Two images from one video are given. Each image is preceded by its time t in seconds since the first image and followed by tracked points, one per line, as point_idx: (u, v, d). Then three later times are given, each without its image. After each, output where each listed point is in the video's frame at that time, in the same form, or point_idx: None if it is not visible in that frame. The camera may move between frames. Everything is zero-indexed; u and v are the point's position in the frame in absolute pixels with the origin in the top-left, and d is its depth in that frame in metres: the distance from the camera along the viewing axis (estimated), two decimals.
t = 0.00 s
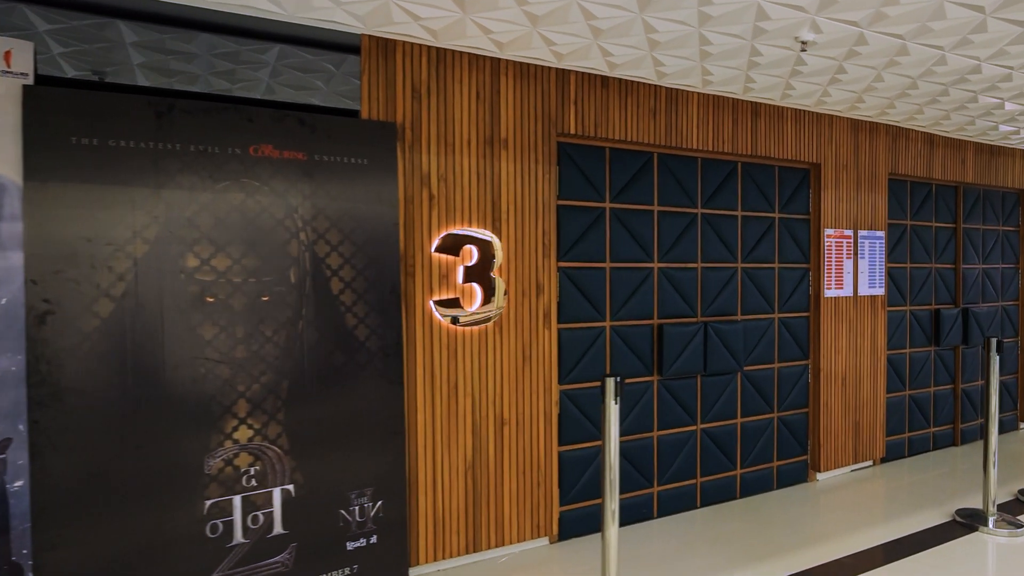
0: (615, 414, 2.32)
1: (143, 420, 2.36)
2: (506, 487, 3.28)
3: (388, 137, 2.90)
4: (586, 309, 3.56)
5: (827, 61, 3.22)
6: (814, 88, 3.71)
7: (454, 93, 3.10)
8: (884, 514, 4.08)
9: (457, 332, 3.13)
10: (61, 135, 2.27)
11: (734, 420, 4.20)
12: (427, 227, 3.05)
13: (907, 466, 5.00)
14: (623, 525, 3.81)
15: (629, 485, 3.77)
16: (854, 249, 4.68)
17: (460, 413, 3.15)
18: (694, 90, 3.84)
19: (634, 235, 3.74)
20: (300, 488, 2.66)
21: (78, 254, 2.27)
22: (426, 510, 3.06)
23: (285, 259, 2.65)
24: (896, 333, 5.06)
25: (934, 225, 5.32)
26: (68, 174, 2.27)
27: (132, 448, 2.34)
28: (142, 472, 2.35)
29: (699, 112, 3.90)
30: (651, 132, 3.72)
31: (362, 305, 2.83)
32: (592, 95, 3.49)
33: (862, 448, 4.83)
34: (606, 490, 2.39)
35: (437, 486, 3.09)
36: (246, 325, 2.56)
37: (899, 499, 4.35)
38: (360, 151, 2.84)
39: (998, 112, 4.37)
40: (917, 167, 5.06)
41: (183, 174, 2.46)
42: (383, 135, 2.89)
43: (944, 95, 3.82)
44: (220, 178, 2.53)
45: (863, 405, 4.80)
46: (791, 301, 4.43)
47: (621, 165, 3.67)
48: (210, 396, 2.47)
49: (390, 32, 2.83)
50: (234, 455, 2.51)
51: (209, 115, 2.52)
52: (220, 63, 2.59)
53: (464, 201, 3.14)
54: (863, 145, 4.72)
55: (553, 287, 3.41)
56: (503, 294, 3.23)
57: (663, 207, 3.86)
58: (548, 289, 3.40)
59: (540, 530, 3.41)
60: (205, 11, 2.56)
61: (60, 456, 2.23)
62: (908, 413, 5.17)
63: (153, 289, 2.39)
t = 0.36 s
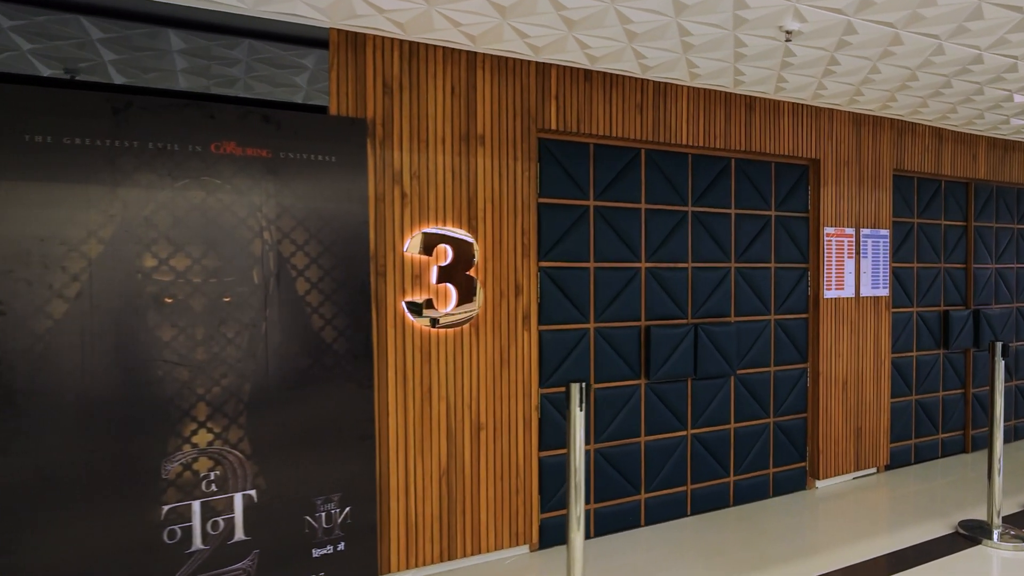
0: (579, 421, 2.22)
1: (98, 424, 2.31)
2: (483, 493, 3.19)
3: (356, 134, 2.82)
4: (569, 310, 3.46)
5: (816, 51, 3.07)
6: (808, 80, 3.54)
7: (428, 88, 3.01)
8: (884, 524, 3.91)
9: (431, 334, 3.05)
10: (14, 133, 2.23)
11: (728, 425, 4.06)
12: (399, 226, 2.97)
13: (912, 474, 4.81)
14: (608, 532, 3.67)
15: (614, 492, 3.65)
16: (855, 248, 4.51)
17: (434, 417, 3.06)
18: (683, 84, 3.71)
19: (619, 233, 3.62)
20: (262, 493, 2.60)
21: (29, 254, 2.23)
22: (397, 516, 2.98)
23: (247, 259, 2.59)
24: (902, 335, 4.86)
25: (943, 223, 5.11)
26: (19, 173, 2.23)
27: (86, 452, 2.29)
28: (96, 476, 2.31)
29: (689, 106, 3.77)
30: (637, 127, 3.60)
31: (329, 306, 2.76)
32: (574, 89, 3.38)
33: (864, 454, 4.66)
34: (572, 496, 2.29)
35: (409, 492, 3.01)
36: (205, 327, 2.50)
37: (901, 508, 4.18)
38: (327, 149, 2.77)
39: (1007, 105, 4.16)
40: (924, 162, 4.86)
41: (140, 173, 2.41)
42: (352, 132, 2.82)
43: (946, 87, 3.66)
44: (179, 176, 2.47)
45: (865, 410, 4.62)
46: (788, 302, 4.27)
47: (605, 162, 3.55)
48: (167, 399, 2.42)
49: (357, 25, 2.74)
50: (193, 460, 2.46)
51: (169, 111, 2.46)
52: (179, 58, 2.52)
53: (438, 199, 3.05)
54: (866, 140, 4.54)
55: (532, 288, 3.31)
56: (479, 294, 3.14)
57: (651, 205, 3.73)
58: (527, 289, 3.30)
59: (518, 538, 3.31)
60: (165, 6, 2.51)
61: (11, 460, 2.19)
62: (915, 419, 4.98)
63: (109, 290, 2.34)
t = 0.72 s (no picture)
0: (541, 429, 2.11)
1: (55, 425, 2.28)
2: (459, 498, 3.11)
3: (326, 131, 2.76)
4: (551, 311, 3.36)
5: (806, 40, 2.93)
6: (801, 73, 3.39)
7: (402, 83, 2.94)
8: (885, 534, 3.74)
9: (405, 335, 2.97)
10: None
11: (721, 430, 3.93)
12: (372, 225, 2.90)
13: (919, 482, 4.61)
14: (594, 540, 3.54)
15: (599, 498, 3.54)
16: (857, 247, 4.34)
17: (408, 420, 2.99)
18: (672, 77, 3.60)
19: (605, 232, 3.52)
20: (226, 497, 2.54)
21: None
22: (370, 521, 2.91)
23: (210, 259, 2.53)
24: (909, 338, 4.67)
25: (952, 222, 4.90)
26: None
27: (43, 454, 2.26)
28: (53, 478, 2.27)
29: (679, 100, 3.65)
30: (623, 122, 3.49)
31: (297, 306, 2.70)
32: (556, 84, 3.28)
33: (868, 461, 4.48)
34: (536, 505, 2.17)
35: (382, 497, 2.94)
36: (167, 327, 2.45)
37: (904, 517, 4.00)
38: (295, 146, 2.71)
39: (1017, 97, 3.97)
40: (932, 158, 4.67)
41: (100, 170, 2.36)
42: (321, 128, 2.75)
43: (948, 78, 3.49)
44: (140, 174, 2.42)
45: (869, 415, 4.45)
46: (785, 303, 4.12)
47: (590, 159, 3.45)
48: (127, 401, 2.37)
49: (324, 19, 2.68)
50: (153, 463, 2.41)
51: (130, 108, 2.42)
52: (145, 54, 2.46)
53: (412, 197, 2.98)
54: (870, 135, 4.37)
55: (512, 288, 3.22)
56: (455, 295, 3.06)
57: (638, 203, 3.62)
58: (507, 289, 3.21)
59: (497, 545, 3.21)
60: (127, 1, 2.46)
61: None
62: (922, 425, 4.78)
63: (67, 289, 2.31)
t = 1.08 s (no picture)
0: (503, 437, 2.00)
1: (16, 425, 2.25)
2: (438, 503, 3.03)
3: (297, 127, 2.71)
4: (534, 311, 3.27)
5: (796, 28, 2.82)
6: (796, 64, 3.24)
7: (377, 78, 2.88)
8: (886, 544, 3.58)
9: (381, 336, 2.91)
10: None
11: (715, 436, 3.80)
12: (346, 223, 2.84)
13: (927, 491, 4.42)
14: (580, 547, 3.44)
15: (585, 504, 3.44)
16: (861, 246, 4.18)
17: (383, 422, 2.92)
18: (662, 70, 3.49)
19: (592, 230, 3.42)
20: (192, 499, 2.50)
21: None
22: (343, 526, 2.85)
23: (177, 257, 2.49)
24: (917, 340, 4.49)
25: (965, 220, 4.70)
26: None
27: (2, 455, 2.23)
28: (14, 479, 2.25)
29: (669, 94, 3.54)
30: (610, 117, 3.39)
31: (267, 306, 2.65)
32: (539, 78, 3.20)
33: (873, 469, 4.30)
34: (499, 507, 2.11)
35: (357, 500, 2.87)
36: (132, 327, 2.42)
37: (909, 527, 3.82)
38: (265, 142, 2.66)
39: None
40: (942, 153, 4.48)
41: (63, 168, 2.34)
42: (293, 125, 2.70)
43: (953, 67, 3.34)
44: (105, 171, 2.39)
45: (874, 421, 4.28)
46: (783, 304, 3.98)
47: (576, 155, 3.36)
48: (90, 402, 2.34)
49: (292, 11, 2.62)
50: (117, 464, 2.38)
51: (94, 105, 2.39)
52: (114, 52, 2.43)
53: (388, 194, 2.91)
54: (874, 129, 4.21)
55: (493, 288, 3.14)
56: (433, 294, 2.99)
57: (627, 201, 3.51)
58: (487, 289, 3.13)
59: (478, 553, 3.13)
60: None
61: None
62: (932, 431, 4.59)
63: (29, 288, 2.28)
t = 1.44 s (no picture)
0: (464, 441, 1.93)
1: None
2: (418, 507, 2.98)
3: (272, 124, 2.67)
4: (519, 312, 3.19)
5: (786, 16, 2.70)
6: (791, 56, 3.12)
7: (354, 74, 2.83)
8: (890, 556, 3.42)
9: (358, 336, 2.86)
10: None
11: (710, 440, 3.68)
12: (323, 221, 2.80)
13: (938, 500, 4.24)
14: (568, 554, 3.35)
15: (573, 510, 3.35)
16: (866, 244, 4.02)
17: (361, 424, 2.87)
18: (653, 64, 3.38)
19: (580, 228, 3.33)
20: (163, 501, 2.47)
21: None
22: (320, 528, 2.80)
23: (148, 256, 2.47)
24: (928, 343, 4.30)
25: (979, 217, 4.50)
26: None
27: None
28: None
29: (661, 89, 3.43)
30: (599, 112, 3.30)
31: (240, 306, 2.61)
32: (523, 72, 3.12)
33: (879, 477, 4.14)
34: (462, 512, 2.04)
35: (334, 503, 2.82)
36: (102, 327, 2.40)
37: (916, 538, 3.65)
38: (239, 140, 2.62)
39: None
40: (954, 148, 4.29)
41: (33, 167, 2.33)
42: (267, 122, 2.66)
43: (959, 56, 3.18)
44: (75, 170, 2.37)
45: (880, 426, 4.11)
46: (784, 305, 3.84)
47: (562, 152, 3.27)
48: (58, 402, 2.33)
49: (263, 7, 2.56)
50: (86, 465, 2.36)
51: (65, 103, 2.37)
52: (85, 52, 2.42)
53: (366, 192, 2.86)
54: (881, 123, 4.04)
55: (475, 288, 3.08)
56: (412, 294, 2.93)
57: (617, 198, 3.41)
58: (469, 289, 3.07)
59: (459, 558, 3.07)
60: None
61: None
62: (944, 438, 4.40)
63: None
